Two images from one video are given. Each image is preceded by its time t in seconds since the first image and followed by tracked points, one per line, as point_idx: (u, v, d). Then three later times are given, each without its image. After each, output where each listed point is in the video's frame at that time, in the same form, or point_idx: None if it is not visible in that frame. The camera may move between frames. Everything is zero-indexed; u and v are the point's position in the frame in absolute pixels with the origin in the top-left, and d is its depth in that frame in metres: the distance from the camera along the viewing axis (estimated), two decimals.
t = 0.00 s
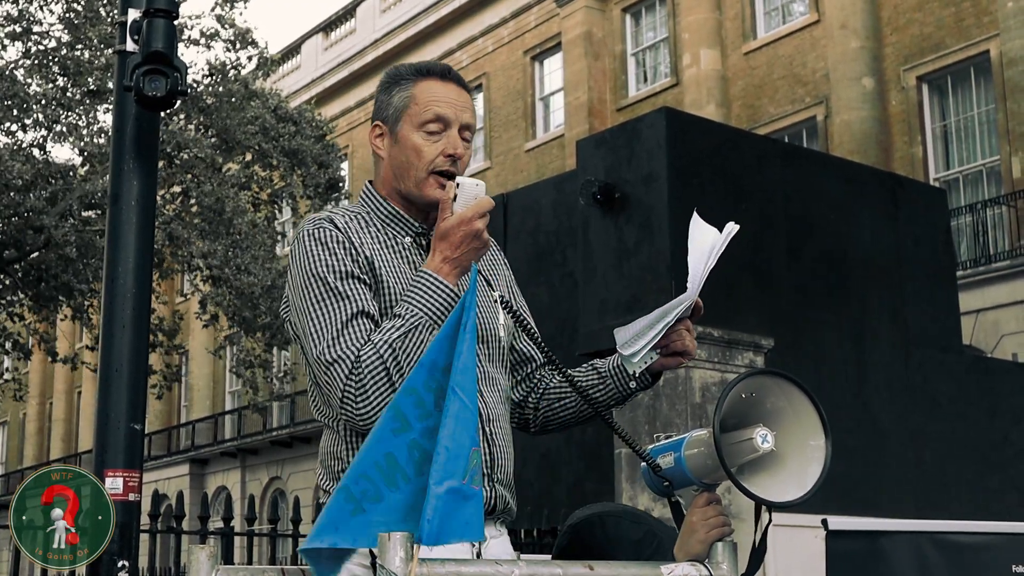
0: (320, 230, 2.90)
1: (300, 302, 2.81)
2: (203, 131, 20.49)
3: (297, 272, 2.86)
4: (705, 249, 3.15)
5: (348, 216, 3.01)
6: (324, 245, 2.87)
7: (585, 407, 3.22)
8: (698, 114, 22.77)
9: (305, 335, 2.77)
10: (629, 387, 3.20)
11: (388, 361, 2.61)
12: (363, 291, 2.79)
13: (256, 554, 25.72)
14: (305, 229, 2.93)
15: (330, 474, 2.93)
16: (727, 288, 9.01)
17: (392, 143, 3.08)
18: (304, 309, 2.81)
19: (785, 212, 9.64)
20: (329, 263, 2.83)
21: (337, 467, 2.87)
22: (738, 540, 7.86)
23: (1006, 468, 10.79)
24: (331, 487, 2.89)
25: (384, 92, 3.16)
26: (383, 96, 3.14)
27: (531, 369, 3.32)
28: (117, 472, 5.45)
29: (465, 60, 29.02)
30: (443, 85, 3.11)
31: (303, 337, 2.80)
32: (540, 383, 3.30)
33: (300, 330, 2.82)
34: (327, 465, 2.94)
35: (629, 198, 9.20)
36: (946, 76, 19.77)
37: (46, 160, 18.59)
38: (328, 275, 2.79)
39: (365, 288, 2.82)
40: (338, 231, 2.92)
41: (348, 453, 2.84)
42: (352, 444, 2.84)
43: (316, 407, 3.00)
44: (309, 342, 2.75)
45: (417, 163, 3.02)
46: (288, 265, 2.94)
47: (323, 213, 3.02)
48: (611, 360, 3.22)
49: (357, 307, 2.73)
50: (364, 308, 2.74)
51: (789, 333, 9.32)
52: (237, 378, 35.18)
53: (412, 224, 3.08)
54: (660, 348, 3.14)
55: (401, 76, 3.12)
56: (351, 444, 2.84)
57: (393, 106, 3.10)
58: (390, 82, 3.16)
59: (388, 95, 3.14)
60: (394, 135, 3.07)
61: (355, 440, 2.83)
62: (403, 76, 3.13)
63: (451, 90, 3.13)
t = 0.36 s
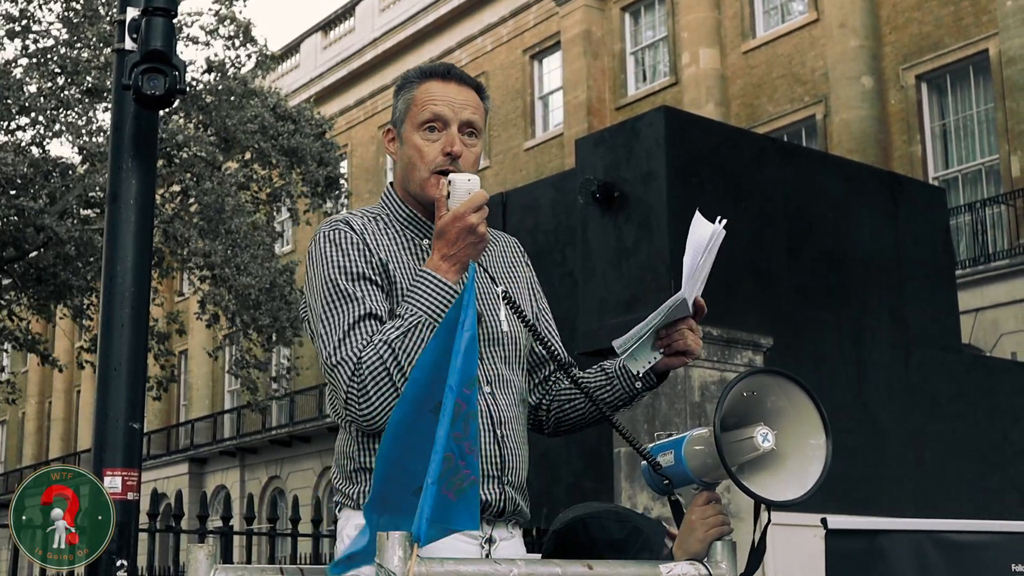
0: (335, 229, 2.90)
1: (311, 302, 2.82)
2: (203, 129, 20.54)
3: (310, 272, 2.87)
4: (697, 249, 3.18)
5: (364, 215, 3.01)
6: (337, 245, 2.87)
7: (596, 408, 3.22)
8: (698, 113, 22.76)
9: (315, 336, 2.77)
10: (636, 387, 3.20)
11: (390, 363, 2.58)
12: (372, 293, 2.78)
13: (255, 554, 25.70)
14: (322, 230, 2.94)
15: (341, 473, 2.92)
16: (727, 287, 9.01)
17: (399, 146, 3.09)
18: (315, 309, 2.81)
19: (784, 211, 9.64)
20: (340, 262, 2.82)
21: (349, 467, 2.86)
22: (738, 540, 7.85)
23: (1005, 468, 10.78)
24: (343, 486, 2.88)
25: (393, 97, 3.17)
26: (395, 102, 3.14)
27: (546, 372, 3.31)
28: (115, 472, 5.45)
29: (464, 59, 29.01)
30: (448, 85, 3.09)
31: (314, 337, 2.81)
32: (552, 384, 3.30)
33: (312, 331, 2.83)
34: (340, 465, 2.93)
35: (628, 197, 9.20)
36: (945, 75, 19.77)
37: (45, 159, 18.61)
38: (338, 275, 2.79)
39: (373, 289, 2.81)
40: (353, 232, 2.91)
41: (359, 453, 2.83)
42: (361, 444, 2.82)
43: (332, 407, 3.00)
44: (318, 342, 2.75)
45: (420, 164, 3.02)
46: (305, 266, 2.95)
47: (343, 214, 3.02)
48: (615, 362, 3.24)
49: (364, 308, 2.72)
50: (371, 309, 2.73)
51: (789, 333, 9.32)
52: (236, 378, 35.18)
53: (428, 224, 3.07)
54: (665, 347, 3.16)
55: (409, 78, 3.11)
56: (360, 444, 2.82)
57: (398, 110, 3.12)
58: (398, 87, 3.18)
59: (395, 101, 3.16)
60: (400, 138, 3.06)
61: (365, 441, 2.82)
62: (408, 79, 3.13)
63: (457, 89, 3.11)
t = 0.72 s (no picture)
0: (341, 232, 2.90)
1: (317, 303, 2.82)
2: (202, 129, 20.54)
3: (317, 274, 2.87)
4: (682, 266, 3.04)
5: (370, 219, 3.01)
6: (344, 246, 2.87)
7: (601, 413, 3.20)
8: (697, 113, 22.76)
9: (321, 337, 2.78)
10: (627, 398, 3.21)
11: (397, 365, 2.59)
12: (378, 296, 2.78)
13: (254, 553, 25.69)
14: (328, 231, 2.94)
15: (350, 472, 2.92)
16: (726, 287, 9.01)
17: (404, 152, 3.08)
18: (322, 310, 2.82)
19: (783, 210, 9.64)
20: (346, 264, 2.82)
21: (357, 467, 2.87)
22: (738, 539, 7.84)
23: (1004, 467, 10.79)
24: (351, 488, 2.88)
25: (399, 104, 3.16)
26: (399, 106, 3.13)
27: (548, 374, 3.31)
28: (114, 471, 5.42)
29: (463, 59, 28.98)
30: (454, 91, 3.08)
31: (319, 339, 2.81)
32: (553, 389, 3.29)
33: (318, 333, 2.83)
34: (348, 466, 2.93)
35: (628, 196, 9.20)
36: (944, 74, 19.77)
37: (44, 158, 18.59)
38: (344, 277, 2.79)
39: (380, 291, 2.80)
40: (359, 234, 2.91)
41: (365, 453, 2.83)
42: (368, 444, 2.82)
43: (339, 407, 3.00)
44: (324, 343, 2.75)
45: (426, 170, 3.01)
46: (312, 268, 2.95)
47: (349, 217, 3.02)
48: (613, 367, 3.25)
49: (370, 310, 2.73)
50: (377, 311, 2.73)
51: (789, 332, 9.31)
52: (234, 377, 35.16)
53: (435, 229, 3.05)
54: (651, 359, 3.14)
55: (413, 84, 3.10)
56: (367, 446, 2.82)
57: (404, 116, 3.11)
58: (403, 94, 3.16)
59: (400, 108, 3.15)
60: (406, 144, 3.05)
61: (371, 442, 2.82)
62: (410, 86, 3.12)
63: (463, 94, 3.09)
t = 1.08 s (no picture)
0: (335, 233, 2.90)
1: (310, 306, 2.83)
2: (202, 128, 20.57)
3: (310, 275, 2.87)
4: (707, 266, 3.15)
5: (364, 220, 3.01)
6: (337, 248, 2.87)
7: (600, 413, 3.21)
8: (697, 113, 22.75)
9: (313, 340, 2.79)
10: (631, 395, 3.23)
11: (389, 368, 2.59)
12: (372, 298, 2.79)
13: (254, 553, 25.69)
14: (321, 231, 2.95)
15: (338, 473, 2.92)
16: (726, 286, 9.02)
17: (407, 150, 3.06)
18: (314, 312, 2.82)
19: (783, 210, 9.64)
20: (339, 266, 2.83)
21: (347, 467, 2.87)
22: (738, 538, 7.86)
23: (1003, 467, 10.77)
24: (341, 486, 2.89)
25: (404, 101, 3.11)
26: (402, 103, 3.10)
27: (543, 373, 3.28)
28: (114, 470, 5.44)
29: (463, 58, 29.01)
30: (462, 93, 3.05)
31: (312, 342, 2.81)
32: (548, 386, 3.28)
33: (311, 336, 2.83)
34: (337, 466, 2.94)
35: (628, 195, 9.19)
36: (944, 74, 19.77)
37: (43, 158, 18.59)
38: (337, 280, 2.80)
39: (372, 295, 2.81)
40: (352, 235, 2.91)
41: (355, 453, 2.83)
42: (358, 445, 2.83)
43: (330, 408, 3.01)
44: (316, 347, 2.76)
45: (430, 171, 2.99)
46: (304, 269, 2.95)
47: (342, 216, 3.03)
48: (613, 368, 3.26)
49: (363, 313, 2.74)
50: (370, 314, 2.74)
51: (789, 332, 9.31)
52: (234, 377, 35.16)
53: (430, 229, 3.06)
54: (660, 359, 3.17)
55: (420, 83, 3.07)
56: (357, 447, 2.82)
57: (409, 114, 3.06)
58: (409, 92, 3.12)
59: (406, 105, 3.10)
60: (410, 144, 3.03)
61: (362, 443, 2.82)
62: (417, 84, 3.08)
63: (472, 98, 3.06)
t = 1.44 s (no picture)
0: (313, 218, 2.85)
1: (290, 291, 2.76)
2: (201, 128, 20.56)
3: (288, 261, 2.81)
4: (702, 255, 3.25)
5: (341, 206, 2.96)
6: (317, 233, 2.81)
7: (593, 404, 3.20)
8: (696, 112, 22.75)
9: (292, 327, 2.72)
10: (615, 388, 3.20)
11: (377, 354, 2.56)
12: (354, 283, 2.74)
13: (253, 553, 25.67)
14: (298, 216, 2.88)
15: (315, 468, 2.86)
16: (725, 285, 9.01)
17: (382, 135, 3.03)
18: (292, 299, 2.76)
19: (783, 210, 9.64)
20: (320, 251, 2.77)
21: (325, 460, 2.81)
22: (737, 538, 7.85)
23: (1003, 467, 10.76)
24: (319, 481, 2.82)
25: (375, 86, 3.10)
26: (374, 87, 3.09)
27: (519, 367, 3.28)
28: (112, 470, 5.45)
29: (463, 58, 29.06)
30: (434, 73, 3.05)
31: (290, 329, 2.75)
32: (526, 379, 3.27)
33: (289, 323, 2.77)
34: (312, 460, 2.88)
35: (626, 195, 9.18)
36: (943, 74, 19.76)
37: (43, 157, 18.58)
38: (319, 265, 2.75)
39: (355, 281, 2.77)
40: (332, 220, 2.86)
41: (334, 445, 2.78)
42: (337, 438, 2.77)
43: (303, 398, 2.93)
44: (296, 333, 2.69)
45: (407, 153, 2.96)
46: (279, 254, 2.88)
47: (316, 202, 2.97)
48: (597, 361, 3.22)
49: (346, 299, 2.69)
50: (353, 300, 2.70)
51: (788, 332, 9.30)
52: (234, 376, 35.14)
53: (406, 216, 3.03)
54: (648, 353, 3.14)
55: (393, 67, 3.08)
56: (338, 440, 2.77)
57: (383, 97, 3.05)
58: (379, 77, 3.11)
59: (378, 89, 3.08)
60: (385, 127, 3.01)
61: (341, 435, 2.77)
62: (392, 68, 3.08)
63: (446, 77, 3.06)
